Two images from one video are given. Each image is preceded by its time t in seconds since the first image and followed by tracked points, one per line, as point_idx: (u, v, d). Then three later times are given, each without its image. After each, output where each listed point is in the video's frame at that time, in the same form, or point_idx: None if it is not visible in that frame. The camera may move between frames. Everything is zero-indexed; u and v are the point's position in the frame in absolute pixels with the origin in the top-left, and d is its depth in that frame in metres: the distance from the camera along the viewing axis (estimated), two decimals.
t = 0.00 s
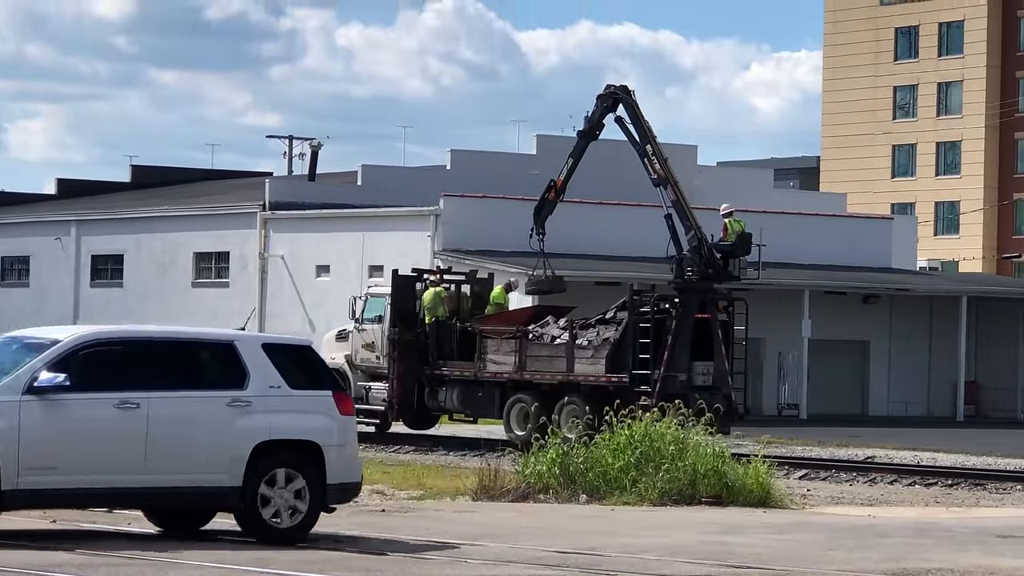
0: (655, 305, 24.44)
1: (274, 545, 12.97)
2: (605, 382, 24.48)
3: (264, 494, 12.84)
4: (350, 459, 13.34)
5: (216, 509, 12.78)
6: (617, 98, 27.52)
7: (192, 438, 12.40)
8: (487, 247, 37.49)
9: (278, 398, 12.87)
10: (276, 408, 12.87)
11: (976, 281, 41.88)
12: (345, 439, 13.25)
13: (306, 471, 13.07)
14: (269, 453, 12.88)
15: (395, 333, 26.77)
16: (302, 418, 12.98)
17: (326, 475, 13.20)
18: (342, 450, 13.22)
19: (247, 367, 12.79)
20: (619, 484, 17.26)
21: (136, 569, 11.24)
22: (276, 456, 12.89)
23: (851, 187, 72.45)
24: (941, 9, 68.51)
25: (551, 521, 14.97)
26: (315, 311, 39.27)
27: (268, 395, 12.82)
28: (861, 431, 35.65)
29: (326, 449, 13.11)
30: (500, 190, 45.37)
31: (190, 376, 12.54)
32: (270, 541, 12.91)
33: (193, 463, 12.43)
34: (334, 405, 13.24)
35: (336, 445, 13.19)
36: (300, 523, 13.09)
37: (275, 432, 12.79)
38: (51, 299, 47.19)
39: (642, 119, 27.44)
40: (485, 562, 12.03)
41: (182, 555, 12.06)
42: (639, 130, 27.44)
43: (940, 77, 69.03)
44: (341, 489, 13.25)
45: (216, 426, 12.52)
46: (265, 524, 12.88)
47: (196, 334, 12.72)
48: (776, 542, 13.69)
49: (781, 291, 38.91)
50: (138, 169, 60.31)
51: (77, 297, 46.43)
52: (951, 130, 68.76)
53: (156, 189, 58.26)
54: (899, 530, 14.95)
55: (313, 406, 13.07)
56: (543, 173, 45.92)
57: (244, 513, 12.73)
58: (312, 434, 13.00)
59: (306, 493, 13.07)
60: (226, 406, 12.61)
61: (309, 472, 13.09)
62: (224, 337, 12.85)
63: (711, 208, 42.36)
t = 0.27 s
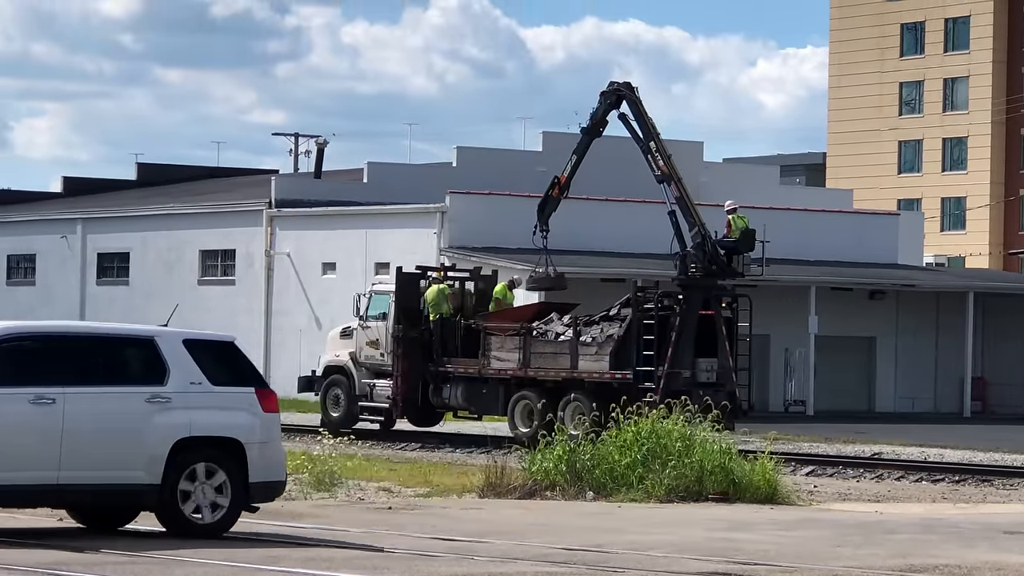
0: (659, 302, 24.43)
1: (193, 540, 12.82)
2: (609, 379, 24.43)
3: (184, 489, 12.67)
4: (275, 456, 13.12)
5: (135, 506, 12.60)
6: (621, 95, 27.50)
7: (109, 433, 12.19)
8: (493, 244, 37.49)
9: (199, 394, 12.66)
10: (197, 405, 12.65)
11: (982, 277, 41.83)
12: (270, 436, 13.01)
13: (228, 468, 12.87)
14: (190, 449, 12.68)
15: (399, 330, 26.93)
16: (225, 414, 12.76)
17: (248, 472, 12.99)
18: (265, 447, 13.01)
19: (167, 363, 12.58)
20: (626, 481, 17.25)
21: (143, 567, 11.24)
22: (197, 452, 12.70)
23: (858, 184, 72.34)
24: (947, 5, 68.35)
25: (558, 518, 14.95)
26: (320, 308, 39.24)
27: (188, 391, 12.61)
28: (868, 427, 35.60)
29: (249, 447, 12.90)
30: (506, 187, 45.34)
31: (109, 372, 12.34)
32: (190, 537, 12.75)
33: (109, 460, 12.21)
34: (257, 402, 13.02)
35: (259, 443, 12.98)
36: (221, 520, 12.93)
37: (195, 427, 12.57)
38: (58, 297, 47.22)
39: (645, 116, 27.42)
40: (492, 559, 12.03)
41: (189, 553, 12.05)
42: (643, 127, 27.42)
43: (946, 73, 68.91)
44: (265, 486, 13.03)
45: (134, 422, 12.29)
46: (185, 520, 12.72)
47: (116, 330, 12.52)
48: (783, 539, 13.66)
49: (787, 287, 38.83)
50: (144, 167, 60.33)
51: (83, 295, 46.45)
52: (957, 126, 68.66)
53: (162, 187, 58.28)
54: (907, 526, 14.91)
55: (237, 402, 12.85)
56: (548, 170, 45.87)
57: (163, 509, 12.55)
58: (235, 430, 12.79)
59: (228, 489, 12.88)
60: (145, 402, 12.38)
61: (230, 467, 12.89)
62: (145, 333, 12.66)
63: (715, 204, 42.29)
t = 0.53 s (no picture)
0: (662, 303, 24.46)
1: (109, 541, 12.91)
2: (612, 380, 24.44)
3: (97, 491, 12.73)
4: (188, 450, 13.19)
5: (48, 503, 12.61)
6: (622, 96, 27.52)
7: (21, 431, 12.17)
8: (498, 245, 37.50)
9: (110, 388, 12.68)
10: (108, 400, 12.68)
11: (986, 277, 41.81)
12: (182, 430, 13.08)
13: (141, 463, 12.92)
14: (102, 446, 12.72)
15: (402, 331, 26.93)
16: (137, 409, 12.81)
17: (162, 466, 13.07)
18: (179, 441, 13.09)
19: (77, 358, 12.59)
20: (631, 481, 17.28)
21: (149, 569, 11.27)
22: (109, 449, 12.75)
23: (862, 184, 72.29)
24: (951, 5, 68.31)
25: (564, 519, 14.97)
26: (325, 310, 39.23)
27: (100, 385, 12.63)
28: (873, 427, 35.56)
29: (163, 441, 12.97)
30: (511, 188, 45.35)
31: (20, 369, 12.33)
32: (104, 534, 12.81)
33: (23, 457, 12.18)
34: (171, 394, 13.08)
35: (173, 436, 13.06)
36: (136, 518, 13.02)
37: (107, 423, 12.60)
38: (63, 299, 47.27)
39: (647, 117, 27.43)
40: (497, 560, 12.05)
41: (195, 555, 12.09)
42: (645, 128, 27.43)
43: (950, 73, 68.87)
44: (179, 481, 13.11)
45: (45, 418, 12.29)
46: (99, 520, 12.79)
47: (24, 326, 12.51)
48: (789, 539, 13.66)
49: (792, 288, 38.81)
50: (149, 169, 60.40)
51: (88, 297, 46.51)
52: (962, 126, 68.61)
53: (167, 189, 58.35)
54: (913, 526, 14.91)
55: (148, 396, 12.91)
56: (553, 170, 45.86)
57: (75, 507, 12.58)
58: (148, 425, 12.85)
59: (142, 485, 12.94)
60: (56, 398, 12.38)
61: (143, 464, 12.94)
62: (54, 328, 12.66)
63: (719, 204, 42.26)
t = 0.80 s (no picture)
0: (666, 302, 24.47)
1: (70, 546, 12.67)
2: (616, 379, 24.37)
3: None
4: (96, 454, 12.87)
5: None
6: (627, 96, 27.51)
7: None
8: (505, 244, 37.52)
9: (12, 390, 12.39)
10: (11, 401, 12.38)
11: (994, 275, 41.76)
12: (90, 431, 12.77)
13: (47, 467, 12.61)
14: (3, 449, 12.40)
15: (407, 331, 26.99)
16: (40, 411, 12.51)
17: (68, 470, 12.75)
18: (87, 445, 12.78)
19: None
20: (639, 481, 17.25)
21: (158, 570, 11.30)
22: (12, 452, 12.43)
23: (869, 183, 72.20)
24: (958, 3, 68.19)
25: (572, 518, 14.98)
26: (333, 310, 39.24)
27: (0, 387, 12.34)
28: (882, 426, 35.53)
29: (68, 445, 12.65)
30: (518, 188, 45.33)
31: None
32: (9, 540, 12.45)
33: None
34: (76, 397, 12.77)
35: (80, 440, 12.75)
36: (42, 522, 12.66)
37: (8, 425, 12.30)
38: (71, 300, 47.35)
39: (652, 116, 27.42)
40: (505, 560, 12.06)
41: (203, 555, 12.12)
42: (649, 128, 27.43)
43: (957, 71, 68.76)
44: (86, 484, 12.78)
45: None
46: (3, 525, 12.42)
47: None
48: (797, 539, 13.65)
49: (799, 287, 38.78)
50: (156, 170, 60.48)
51: (95, 298, 46.58)
52: (969, 124, 68.52)
53: (174, 189, 58.40)
54: (921, 525, 14.90)
55: (55, 398, 12.63)
56: (560, 170, 45.85)
57: None
58: (54, 427, 12.54)
59: (46, 489, 12.61)
60: None
61: (46, 466, 12.61)
62: None
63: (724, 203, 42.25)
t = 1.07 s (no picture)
0: (668, 304, 24.39)
1: (60, 550, 12.59)
2: (619, 381, 24.38)
3: None
4: None
5: None
6: (629, 98, 27.51)
7: None
8: (509, 247, 37.52)
9: None
10: None
11: (999, 277, 41.74)
12: None
13: None
14: None
15: (410, 333, 26.93)
16: None
17: None
18: None
19: None
20: (644, 483, 17.25)
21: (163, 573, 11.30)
22: None
23: (873, 185, 72.16)
24: (962, 5, 68.15)
25: (578, 521, 14.98)
26: (337, 313, 39.23)
27: None
28: (887, 428, 35.50)
29: None
30: (522, 190, 45.34)
31: None
32: None
33: None
34: None
35: None
36: None
37: None
38: (75, 304, 47.39)
39: (654, 118, 27.42)
40: (511, 563, 12.05)
41: (209, 559, 12.14)
42: (651, 130, 27.42)
43: (962, 73, 68.70)
44: None
45: None
46: None
47: None
48: (803, 541, 13.63)
49: (804, 289, 38.75)
50: (161, 174, 60.54)
51: (99, 302, 46.62)
52: (973, 126, 68.46)
53: (179, 193, 58.45)
54: (926, 527, 14.88)
55: None
56: (564, 173, 45.86)
57: None
58: None
59: None
60: None
61: None
62: None
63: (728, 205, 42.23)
